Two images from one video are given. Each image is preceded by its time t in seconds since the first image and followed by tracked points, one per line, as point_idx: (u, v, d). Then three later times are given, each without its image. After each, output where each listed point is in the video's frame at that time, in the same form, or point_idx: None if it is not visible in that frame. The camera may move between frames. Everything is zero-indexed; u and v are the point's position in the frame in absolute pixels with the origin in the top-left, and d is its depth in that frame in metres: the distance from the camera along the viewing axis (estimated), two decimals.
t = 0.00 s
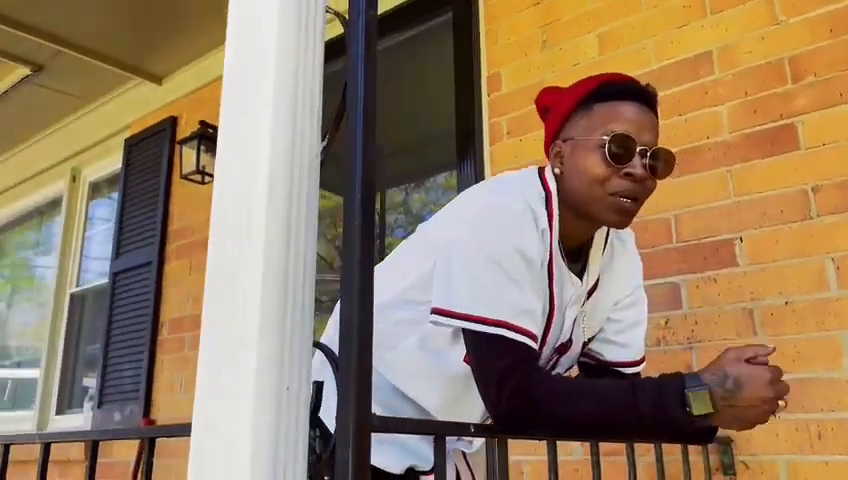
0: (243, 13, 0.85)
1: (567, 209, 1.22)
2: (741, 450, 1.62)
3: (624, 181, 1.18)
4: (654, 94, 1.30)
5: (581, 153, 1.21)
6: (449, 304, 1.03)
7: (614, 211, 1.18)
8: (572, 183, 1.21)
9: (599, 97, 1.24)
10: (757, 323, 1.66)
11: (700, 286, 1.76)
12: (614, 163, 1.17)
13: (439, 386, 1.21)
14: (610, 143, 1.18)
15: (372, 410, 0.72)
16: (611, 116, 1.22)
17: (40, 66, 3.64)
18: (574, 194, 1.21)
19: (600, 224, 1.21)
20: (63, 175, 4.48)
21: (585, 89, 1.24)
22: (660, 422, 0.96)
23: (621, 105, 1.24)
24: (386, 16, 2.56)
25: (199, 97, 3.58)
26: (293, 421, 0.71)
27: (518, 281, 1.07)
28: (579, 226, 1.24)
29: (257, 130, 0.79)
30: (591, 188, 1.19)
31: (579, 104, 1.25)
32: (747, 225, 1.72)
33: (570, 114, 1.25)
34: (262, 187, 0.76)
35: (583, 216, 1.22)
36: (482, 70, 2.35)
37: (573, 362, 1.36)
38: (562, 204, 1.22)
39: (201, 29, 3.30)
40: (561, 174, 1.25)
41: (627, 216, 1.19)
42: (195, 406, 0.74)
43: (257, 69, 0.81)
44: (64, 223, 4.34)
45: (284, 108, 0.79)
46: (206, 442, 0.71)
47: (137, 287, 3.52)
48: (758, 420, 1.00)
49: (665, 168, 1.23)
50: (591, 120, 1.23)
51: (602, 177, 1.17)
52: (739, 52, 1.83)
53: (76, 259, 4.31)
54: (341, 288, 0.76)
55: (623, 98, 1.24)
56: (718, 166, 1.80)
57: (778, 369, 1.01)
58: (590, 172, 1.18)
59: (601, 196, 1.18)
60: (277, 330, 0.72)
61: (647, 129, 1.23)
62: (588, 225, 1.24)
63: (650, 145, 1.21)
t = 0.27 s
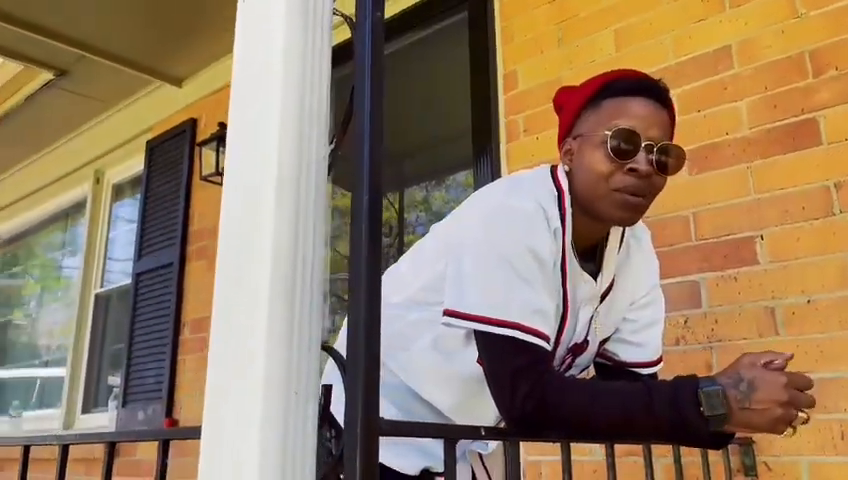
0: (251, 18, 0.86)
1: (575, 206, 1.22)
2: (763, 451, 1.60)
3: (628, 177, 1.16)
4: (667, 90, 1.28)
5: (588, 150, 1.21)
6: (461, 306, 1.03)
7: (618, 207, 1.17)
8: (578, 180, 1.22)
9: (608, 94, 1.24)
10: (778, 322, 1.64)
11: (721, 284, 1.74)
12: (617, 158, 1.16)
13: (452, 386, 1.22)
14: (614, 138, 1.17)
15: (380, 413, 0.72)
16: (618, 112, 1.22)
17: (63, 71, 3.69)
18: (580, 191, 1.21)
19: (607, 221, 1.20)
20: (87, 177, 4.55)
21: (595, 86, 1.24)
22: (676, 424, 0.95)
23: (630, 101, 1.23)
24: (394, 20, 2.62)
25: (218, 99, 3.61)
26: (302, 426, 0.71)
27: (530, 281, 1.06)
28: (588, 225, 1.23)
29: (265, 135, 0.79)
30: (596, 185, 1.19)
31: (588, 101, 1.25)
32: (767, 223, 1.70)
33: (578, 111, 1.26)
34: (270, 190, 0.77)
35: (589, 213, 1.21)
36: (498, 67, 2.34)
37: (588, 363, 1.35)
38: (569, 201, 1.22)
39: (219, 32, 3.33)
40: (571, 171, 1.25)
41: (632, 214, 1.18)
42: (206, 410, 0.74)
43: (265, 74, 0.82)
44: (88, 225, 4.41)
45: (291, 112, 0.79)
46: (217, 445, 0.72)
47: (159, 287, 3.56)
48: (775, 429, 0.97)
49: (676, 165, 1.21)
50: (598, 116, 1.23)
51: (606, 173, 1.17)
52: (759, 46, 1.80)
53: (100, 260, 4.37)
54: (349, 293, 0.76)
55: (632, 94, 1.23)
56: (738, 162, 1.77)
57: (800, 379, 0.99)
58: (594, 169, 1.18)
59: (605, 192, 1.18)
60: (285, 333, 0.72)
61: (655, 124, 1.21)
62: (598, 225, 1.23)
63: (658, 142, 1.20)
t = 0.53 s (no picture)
0: (259, 21, 0.86)
1: (585, 206, 1.21)
2: (782, 452, 1.58)
3: (636, 175, 1.15)
4: (681, 88, 1.27)
5: (597, 147, 1.20)
6: (471, 306, 1.03)
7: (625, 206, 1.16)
8: (587, 177, 1.21)
9: (619, 91, 1.23)
10: (797, 321, 1.62)
11: (737, 283, 1.72)
12: (625, 157, 1.15)
13: (464, 386, 1.22)
14: (622, 136, 1.16)
15: (386, 416, 0.73)
16: (628, 109, 1.21)
17: (81, 74, 3.74)
18: (588, 189, 1.21)
19: (615, 219, 1.20)
20: (107, 179, 4.61)
21: (605, 84, 1.23)
22: (688, 426, 0.94)
23: (641, 99, 1.22)
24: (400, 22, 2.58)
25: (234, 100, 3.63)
26: (309, 429, 0.72)
27: (541, 281, 1.05)
28: (598, 224, 1.23)
29: (272, 138, 0.80)
30: (604, 183, 1.18)
31: (599, 98, 1.25)
32: (785, 220, 1.67)
33: (589, 109, 1.25)
34: (277, 194, 0.77)
35: (597, 211, 1.21)
36: (511, 66, 2.33)
37: (601, 363, 1.35)
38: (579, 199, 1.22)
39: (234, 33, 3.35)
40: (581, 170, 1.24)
41: (641, 212, 1.17)
42: (214, 412, 0.75)
43: (272, 76, 0.82)
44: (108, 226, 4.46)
45: (297, 115, 0.80)
46: (225, 447, 0.73)
47: (177, 287, 3.60)
48: (789, 435, 0.95)
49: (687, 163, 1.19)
50: (608, 114, 1.22)
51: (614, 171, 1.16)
52: (775, 41, 1.77)
53: (120, 260, 4.43)
54: (355, 296, 0.76)
55: (643, 91, 1.22)
56: (754, 159, 1.75)
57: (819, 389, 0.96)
58: (602, 166, 1.18)
59: (613, 190, 1.17)
60: (292, 336, 0.73)
61: (666, 122, 1.20)
62: (608, 224, 1.22)
63: (668, 140, 1.18)
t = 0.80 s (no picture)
0: (269, 25, 0.87)
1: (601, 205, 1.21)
2: (800, 452, 1.56)
3: (653, 175, 1.15)
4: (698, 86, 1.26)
5: (613, 146, 1.19)
6: (483, 307, 1.03)
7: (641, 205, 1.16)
8: (602, 176, 1.21)
9: (636, 89, 1.22)
10: (815, 320, 1.60)
11: (754, 281, 1.70)
12: (642, 156, 1.15)
13: (478, 386, 1.22)
14: (639, 135, 1.16)
15: (397, 417, 0.73)
16: (644, 107, 1.20)
17: (100, 77, 3.78)
18: (604, 188, 1.20)
19: (631, 219, 1.19)
20: (126, 180, 4.67)
21: (621, 81, 1.22)
22: (703, 428, 0.94)
23: (658, 97, 1.21)
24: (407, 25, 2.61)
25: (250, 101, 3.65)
26: (320, 430, 0.72)
27: (554, 281, 1.05)
28: (614, 223, 1.22)
29: (283, 141, 0.80)
30: (620, 182, 1.17)
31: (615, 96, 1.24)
32: (803, 218, 1.65)
33: (605, 107, 1.25)
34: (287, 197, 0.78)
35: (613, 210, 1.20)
36: (525, 64, 2.32)
37: (616, 364, 1.34)
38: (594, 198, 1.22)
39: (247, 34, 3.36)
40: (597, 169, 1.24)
41: (657, 212, 1.16)
42: (227, 413, 0.76)
43: (282, 80, 0.83)
44: (127, 227, 4.51)
45: (307, 117, 0.80)
46: (239, 449, 0.73)
47: (195, 287, 3.63)
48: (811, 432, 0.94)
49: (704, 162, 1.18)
50: (624, 112, 1.21)
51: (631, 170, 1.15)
52: (793, 36, 1.75)
53: (139, 260, 4.47)
54: (365, 297, 0.76)
55: (660, 89, 1.21)
56: (771, 156, 1.73)
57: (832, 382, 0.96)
58: (618, 166, 1.17)
59: (629, 190, 1.16)
60: (303, 339, 0.73)
61: (683, 120, 1.19)
62: (624, 223, 1.22)
63: (685, 138, 1.17)
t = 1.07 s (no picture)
0: (272, 27, 0.87)
1: (607, 205, 1.21)
2: (808, 451, 1.56)
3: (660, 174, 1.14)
4: (705, 85, 1.25)
5: (619, 146, 1.19)
6: (487, 306, 1.04)
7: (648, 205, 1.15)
8: (609, 176, 1.20)
9: (642, 88, 1.22)
10: (823, 319, 1.59)
11: (761, 281, 1.70)
12: (650, 155, 1.14)
13: (483, 386, 1.22)
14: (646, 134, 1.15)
15: (398, 415, 0.73)
16: (651, 107, 1.19)
17: (109, 78, 3.81)
18: (610, 188, 1.20)
19: (637, 219, 1.19)
20: (135, 181, 4.70)
21: (627, 80, 1.22)
22: (707, 429, 0.94)
23: (664, 96, 1.20)
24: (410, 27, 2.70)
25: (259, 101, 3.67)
26: (322, 429, 0.73)
27: (558, 281, 1.05)
28: (620, 223, 1.22)
29: (285, 141, 0.81)
30: (626, 182, 1.17)
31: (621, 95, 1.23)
32: (810, 217, 1.65)
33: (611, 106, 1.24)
34: (289, 197, 0.78)
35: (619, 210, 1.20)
36: (532, 64, 2.32)
37: (621, 363, 1.34)
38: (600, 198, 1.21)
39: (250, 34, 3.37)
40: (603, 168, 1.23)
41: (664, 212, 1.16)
42: (231, 411, 0.77)
43: (285, 82, 0.83)
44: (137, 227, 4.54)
45: (309, 118, 0.81)
46: (242, 448, 0.74)
47: (204, 287, 3.65)
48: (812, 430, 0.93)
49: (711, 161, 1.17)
50: (630, 112, 1.21)
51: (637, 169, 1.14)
52: (800, 35, 1.74)
53: (148, 260, 4.50)
54: (367, 298, 0.77)
55: (667, 89, 1.20)
56: (778, 155, 1.72)
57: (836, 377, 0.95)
58: (624, 166, 1.17)
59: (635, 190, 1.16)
60: (305, 338, 0.74)
61: (689, 120, 1.18)
62: (630, 223, 1.21)
63: (692, 138, 1.16)
